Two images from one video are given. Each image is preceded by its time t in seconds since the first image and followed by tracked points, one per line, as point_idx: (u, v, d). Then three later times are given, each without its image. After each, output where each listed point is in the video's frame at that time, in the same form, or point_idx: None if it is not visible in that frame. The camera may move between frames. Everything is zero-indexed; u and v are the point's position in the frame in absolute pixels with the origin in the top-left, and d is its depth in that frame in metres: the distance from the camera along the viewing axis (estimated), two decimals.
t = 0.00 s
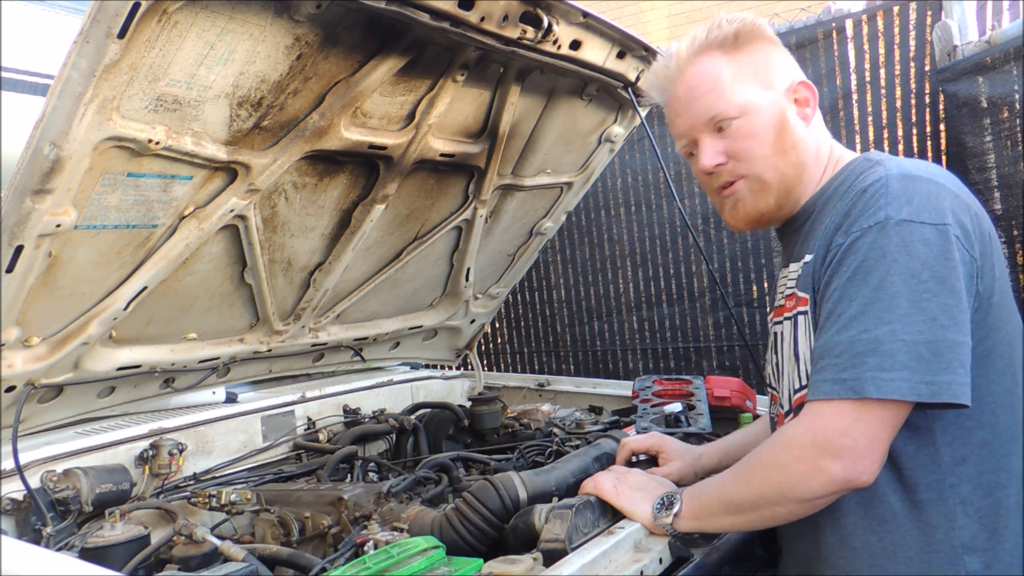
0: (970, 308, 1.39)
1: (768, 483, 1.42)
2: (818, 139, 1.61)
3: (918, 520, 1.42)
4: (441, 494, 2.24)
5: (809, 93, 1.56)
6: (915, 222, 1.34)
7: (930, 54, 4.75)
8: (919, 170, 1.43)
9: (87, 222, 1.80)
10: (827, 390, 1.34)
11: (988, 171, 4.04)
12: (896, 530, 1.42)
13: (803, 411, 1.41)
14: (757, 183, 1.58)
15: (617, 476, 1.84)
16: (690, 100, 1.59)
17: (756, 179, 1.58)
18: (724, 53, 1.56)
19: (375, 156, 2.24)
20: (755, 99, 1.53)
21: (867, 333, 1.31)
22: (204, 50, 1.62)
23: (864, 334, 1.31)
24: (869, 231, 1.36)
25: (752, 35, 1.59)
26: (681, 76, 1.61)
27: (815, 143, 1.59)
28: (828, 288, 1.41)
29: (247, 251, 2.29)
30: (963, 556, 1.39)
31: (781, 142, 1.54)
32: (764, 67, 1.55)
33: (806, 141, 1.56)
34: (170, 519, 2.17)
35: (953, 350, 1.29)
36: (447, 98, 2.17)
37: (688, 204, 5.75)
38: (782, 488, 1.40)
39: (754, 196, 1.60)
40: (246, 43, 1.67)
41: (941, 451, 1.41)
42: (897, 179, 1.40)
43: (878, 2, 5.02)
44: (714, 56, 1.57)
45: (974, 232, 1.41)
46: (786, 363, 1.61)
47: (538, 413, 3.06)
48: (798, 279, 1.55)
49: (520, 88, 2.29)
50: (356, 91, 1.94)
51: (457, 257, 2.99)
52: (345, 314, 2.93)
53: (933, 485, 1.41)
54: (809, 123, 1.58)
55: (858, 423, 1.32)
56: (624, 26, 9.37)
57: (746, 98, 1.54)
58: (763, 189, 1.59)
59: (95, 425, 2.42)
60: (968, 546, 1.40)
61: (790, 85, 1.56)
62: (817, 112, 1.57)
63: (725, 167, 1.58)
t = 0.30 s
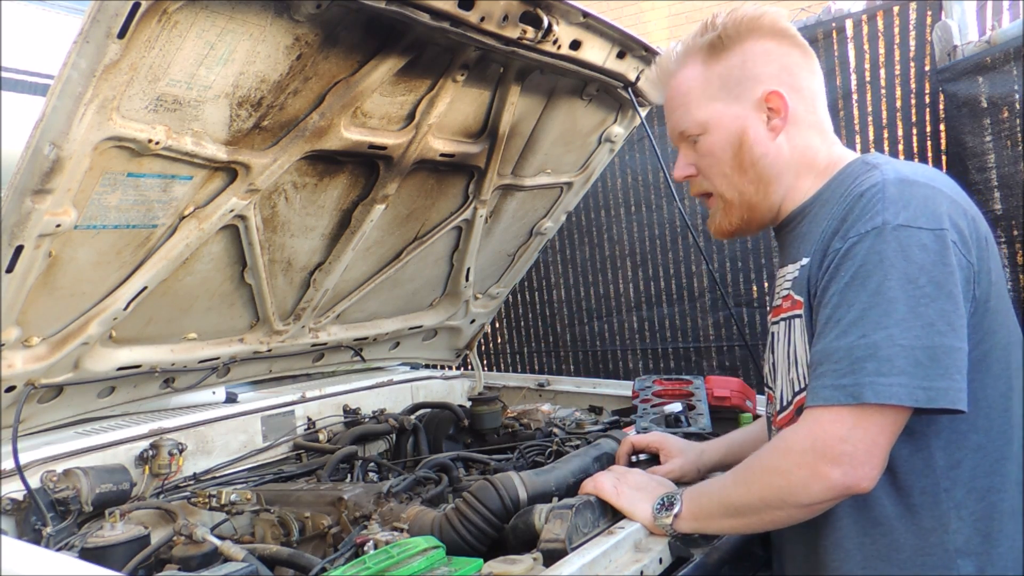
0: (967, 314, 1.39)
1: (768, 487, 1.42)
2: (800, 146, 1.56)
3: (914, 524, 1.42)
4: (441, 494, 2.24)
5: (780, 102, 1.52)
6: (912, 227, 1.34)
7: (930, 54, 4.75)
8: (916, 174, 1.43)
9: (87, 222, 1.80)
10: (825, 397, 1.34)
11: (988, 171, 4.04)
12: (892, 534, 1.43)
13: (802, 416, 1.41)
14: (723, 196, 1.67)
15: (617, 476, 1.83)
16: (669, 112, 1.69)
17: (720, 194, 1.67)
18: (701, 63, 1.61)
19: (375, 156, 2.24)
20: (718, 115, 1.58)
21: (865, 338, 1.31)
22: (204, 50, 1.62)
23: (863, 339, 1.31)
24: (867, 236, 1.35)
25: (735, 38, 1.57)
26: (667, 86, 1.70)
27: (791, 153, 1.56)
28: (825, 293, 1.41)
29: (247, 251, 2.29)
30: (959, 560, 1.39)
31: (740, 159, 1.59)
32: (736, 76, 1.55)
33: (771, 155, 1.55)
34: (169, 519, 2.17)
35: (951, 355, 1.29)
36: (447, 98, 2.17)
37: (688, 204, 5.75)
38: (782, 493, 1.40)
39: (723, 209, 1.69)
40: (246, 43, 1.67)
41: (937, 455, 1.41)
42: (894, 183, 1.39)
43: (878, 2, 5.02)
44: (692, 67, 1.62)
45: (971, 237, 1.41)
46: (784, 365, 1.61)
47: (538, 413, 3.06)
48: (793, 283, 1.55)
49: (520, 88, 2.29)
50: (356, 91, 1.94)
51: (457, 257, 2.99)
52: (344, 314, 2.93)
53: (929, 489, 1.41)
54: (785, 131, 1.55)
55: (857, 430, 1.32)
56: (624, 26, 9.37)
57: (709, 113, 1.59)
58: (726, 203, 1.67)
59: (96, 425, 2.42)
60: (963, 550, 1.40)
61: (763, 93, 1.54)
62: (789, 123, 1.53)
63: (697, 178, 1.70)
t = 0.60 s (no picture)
0: (964, 313, 1.39)
1: (767, 487, 1.42)
2: (802, 146, 1.56)
3: (913, 524, 1.42)
4: (441, 494, 2.25)
5: (785, 101, 1.52)
6: (908, 226, 1.34)
7: (930, 54, 4.74)
8: (912, 173, 1.43)
9: (87, 222, 1.80)
10: (824, 395, 1.34)
11: (988, 171, 4.04)
12: (891, 534, 1.43)
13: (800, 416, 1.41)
14: (724, 193, 1.65)
15: (617, 476, 1.84)
16: (670, 109, 1.68)
17: (721, 191, 1.66)
18: (706, 61, 1.60)
19: (375, 156, 2.24)
20: (722, 112, 1.57)
21: (863, 337, 1.31)
22: (204, 49, 1.62)
23: (860, 337, 1.31)
24: (863, 235, 1.35)
25: (739, 38, 1.58)
26: (669, 82, 1.70)
27: (793, 152, 1.56)
28: (822, 292, 1.41)
29: (247, 251, 2.29)
30: (958, 559, 1.39)
31: (744, 156, 1.58)
32: (741, 74, 1.55)
33: (774, 153, 1.55)
34: (169, 519, 2.17)
35: (948, 354, 1.29)
36: (447, 99, 2.17)
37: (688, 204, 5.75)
38: (781, 492, 1.40)
39: (723, 206, 1.68)
40: (246, 42, 1.67)
41: (936, 455, 1.41)
42: (890, 183, 1.39)
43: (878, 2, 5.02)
44: (696, 64, 1.62)
45: (967, 236, 1.41)
46: (782, 365, 1.61)
47: (538, 413, 3.06)
48: (791, 283, 1.54)
49: (520, 88, 2.29)
50: (356, 91, 1.94)
51: (457, 257, 2.99)
52: (344, 314, 2.93)
53: (928, 488, 1.41)
54: (789, 130, 1.55)
55: (856, 429, 1.32)
56: (624, 26, 9.37)
57: (714, 110, 1.59)
58: (728, 201, 1.66)
59: (96, 425, 2.42)
60: (962, 549, 1.40)
61: (768, 93, 1.54)
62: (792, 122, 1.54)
63: (697, 176, 1.69)
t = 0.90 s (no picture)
0: (967, 312, 1.39)
1: (768, 487, 1.42)
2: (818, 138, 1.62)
3: (914, 523, 1.42)
4: (441, 494, 2.25)
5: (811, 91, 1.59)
6: (912, 225, 1.34)
7: (930, 54, 4.74)
8: (915, 172, 1.43)
9: (87, 222, 1.80)
10: (826, 395, 1.34)
11: (988, 171, 4.04)
12: (892, 533, 1.43)
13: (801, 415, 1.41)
14: (762, 173, 1.57)
15: (617, 476, 1.84)
16: (697, 88, 1.59)
17: (761, 169, 1.57)
18: (730, 46, 1.58)
19: (375, 156, 2.24)
20: (762, 91, 1.54)
21: (865, 336, 1.31)
22: (204, 50, 1.62)
23: (863, 337, 1.31)
24: (867, 235, 1.35)
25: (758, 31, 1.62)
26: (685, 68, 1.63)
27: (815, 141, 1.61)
28: (825, 292, 1.41)
29: (247, 251, 2.29)
30: (959, 559, 1.39)
31: (785, 134, 1.55)
32: (766, 63, 1.58)
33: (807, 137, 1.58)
34: (169, 519, 2.17)
35: (951, 354, 1.29)
36: (447, 99, 2.17)
37: (688, 204, 5.75)
38: (782, 493, 1.40)
39: (764, 185, 1.58)
40: (246, 42, 1.67)
41: (938, 455, 1.41)
42: (894, 182, 1.39)
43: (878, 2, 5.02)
44: (723, 47, 1.58)
45: (971, 236, 1.41)
46: (783, 364, 1.61)
47: (538, 413, 3.07)
48: (794, 282, 1.54)
49: (520, 88, 2.29)
50: (357, 91, 1.94)
51: (457, 257, 2.99)
52: (344, 314, 2.93)
53: (929, 488, 1.41)
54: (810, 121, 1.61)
55: (857, 429, 1.32)
56: (623, 26, 9.37)
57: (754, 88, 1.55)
58: (770, 178, 1.57)
59: (96, 425, 2.42)
60: (963, 549, 1.40)
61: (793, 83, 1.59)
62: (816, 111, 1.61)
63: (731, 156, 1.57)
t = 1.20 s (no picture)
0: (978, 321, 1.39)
1: (771, 494, 1.42)
2: (790, 153, 1.55)
3: (917, 529, 1.42)
4: (441, 494, 2.25)
5: (760, 115, 1.52)
6: (925, 234, 1.33)
7: (930, 54, 4.75)
8: (929, 179, 1.42)
9: (87, 222, 1.80)
10: (833, 404, 1.34)
11: (988, 171, 4.04)
12: (894, 539, 1.43)
13: (808, 423, 1.41)
14: (720, 214, 1.70)
15: (617, 476, 1.83)
16: (660, 135, 1.74)
17: (717, 212, 1.70)
18: (679, 88, 1.64)
19: (375, 156, 2.24)
20: (702, 136, 1.61)
21: (876, 348, 1.31)
22: (204, 50, 1.62)
23: (873, 348, 1.31)
24: (879, 242, 1.35)
25: (707, 56, 1.58)
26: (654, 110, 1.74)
27: (781, 161, 1.55)
28: (834, 299, 1.40)
29: (247, 251, 2.29)
30: (962, 566, 1.39)
31: (729, 177, 1.61)
32: (712, 95, 1.57)
33: (759, 167, 1.56)
34: (169, 519, 2.17)
35: (962, 368, 1.30)
36: (447, 99, 2.17)
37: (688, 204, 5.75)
38: (785, 500, 1.40)
39: (726, 225, 1.71)
40: (246, 43, 1.67)
41: (942, 461, 1.41)
42: (907, 189, 1.39)
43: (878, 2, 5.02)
44: (672, 92, 1.66)
45: (984, 245, 1.41)
46: (788, 366, 1.61)
47: (538, 413, 3.07)
48: (800, 285, 1.54)
49: (520, 88, 2.29)
50: (356, 91, 1.94)
51: (457, 257, 2.99)
52: (344, 314, 2.93)
53: (933, 494, 1.41)
54: (771, 141, 1.54)
55: (864, 438, 1.32)
56: (623, 26, 9.37)
57: (695, 135, 1.62)
58: (729, 219, 1.69)
59: (96, 425, 2.42)
60: (966, 556, 1.40)
61: (742, 108, 1.54)
62: (774, 132, 1.53)
63: (696, 198, 1.74)
